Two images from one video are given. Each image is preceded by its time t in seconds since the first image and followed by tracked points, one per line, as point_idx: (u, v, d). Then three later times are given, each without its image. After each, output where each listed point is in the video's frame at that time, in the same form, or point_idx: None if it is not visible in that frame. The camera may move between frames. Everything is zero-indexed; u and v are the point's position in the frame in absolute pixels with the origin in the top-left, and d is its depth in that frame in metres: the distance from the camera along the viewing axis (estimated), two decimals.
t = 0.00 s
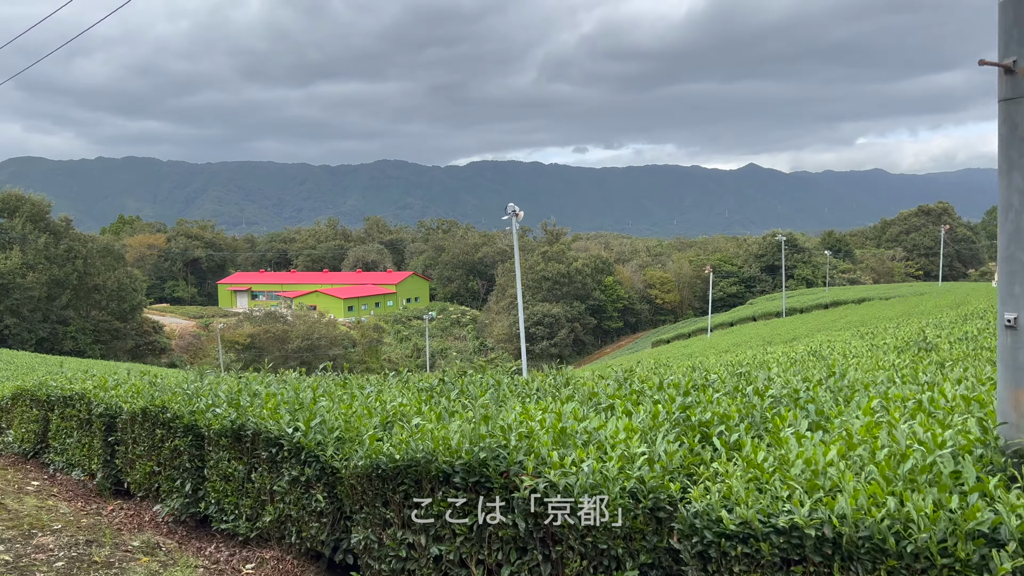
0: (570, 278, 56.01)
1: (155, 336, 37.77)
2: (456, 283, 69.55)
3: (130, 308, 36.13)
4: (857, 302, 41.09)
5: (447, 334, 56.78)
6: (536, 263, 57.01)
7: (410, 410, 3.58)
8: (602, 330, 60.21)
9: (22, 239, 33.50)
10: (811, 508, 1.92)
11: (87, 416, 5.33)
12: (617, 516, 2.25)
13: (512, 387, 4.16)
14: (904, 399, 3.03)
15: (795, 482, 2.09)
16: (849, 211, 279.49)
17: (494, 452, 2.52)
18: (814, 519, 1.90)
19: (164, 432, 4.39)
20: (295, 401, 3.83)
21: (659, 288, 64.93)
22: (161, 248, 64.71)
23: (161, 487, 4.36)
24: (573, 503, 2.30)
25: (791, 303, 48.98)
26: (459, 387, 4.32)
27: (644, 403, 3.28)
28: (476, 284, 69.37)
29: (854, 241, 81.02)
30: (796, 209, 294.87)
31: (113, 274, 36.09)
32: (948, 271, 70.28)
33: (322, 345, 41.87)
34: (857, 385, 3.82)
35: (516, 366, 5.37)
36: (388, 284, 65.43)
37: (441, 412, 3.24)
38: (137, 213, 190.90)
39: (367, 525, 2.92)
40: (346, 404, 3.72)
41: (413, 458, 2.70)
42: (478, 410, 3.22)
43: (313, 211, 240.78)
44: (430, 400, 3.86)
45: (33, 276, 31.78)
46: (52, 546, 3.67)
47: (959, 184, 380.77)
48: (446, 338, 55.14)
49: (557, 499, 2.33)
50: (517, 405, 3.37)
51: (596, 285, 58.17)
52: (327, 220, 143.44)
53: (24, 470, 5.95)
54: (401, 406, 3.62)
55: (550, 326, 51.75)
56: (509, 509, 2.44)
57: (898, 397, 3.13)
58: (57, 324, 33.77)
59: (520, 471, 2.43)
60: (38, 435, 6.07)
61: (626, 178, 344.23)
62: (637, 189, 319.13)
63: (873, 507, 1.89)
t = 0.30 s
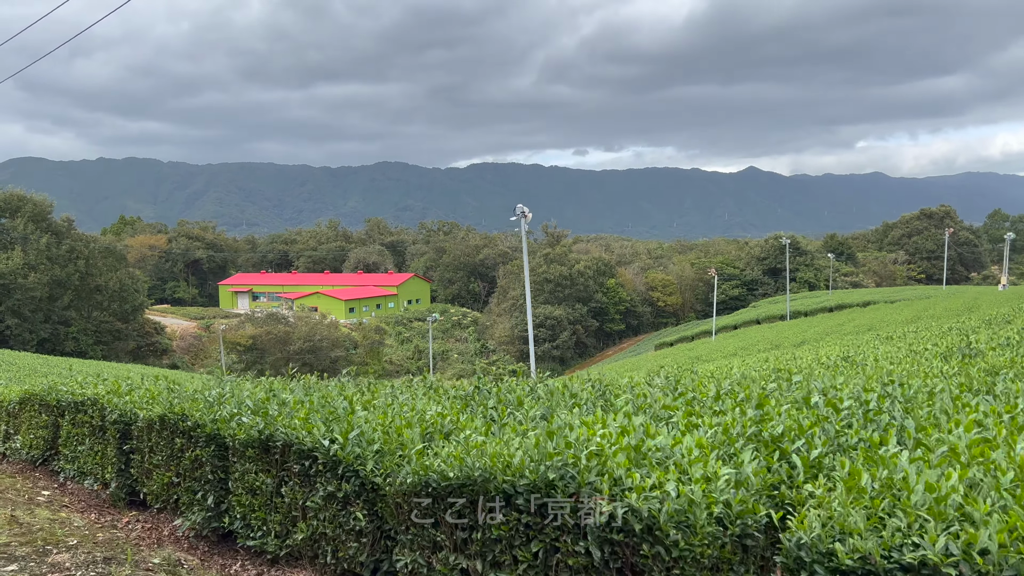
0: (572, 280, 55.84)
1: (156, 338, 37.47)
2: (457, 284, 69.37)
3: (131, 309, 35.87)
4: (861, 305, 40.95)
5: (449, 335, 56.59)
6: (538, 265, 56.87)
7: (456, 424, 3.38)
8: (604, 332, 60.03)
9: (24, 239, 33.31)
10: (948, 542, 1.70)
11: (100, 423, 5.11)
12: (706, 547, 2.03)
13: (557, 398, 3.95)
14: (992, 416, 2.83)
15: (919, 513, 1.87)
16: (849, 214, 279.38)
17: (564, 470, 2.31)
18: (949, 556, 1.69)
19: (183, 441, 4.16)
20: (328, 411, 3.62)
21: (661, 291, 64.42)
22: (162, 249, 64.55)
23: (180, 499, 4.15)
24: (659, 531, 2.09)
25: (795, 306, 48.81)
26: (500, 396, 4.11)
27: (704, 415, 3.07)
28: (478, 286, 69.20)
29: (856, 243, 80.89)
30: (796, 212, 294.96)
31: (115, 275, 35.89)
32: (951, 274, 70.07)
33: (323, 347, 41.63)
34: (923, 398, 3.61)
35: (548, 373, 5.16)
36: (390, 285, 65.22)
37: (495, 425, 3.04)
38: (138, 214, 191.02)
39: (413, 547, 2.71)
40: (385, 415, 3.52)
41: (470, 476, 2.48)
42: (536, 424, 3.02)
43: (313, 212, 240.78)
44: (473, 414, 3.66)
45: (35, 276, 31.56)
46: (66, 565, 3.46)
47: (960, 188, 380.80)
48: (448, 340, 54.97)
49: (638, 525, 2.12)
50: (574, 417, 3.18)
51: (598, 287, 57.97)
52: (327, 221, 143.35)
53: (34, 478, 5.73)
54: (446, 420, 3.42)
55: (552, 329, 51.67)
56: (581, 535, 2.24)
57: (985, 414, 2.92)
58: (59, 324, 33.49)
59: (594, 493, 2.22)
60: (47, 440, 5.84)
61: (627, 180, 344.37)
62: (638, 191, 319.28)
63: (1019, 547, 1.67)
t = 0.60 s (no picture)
0: (575, 282, 55.67)
1: (158, 338, 37.30)
2: (459, 286, 69.19)
3: (134, 310, 35.71)
4: (867, 309, 40.70)
5: (451, 337, 56.41)
6: (541, 267, 56.74)
7: (505, 439, 3.17)
8: (607, 334, 59.75)
9: (26, 239, 33.17)
10: None
11: (117, 430, 4.89)
12: None
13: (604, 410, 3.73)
14: None
15: None
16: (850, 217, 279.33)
17: (651, 492, 2.08)
18: None
19: (208, 451, 3.95)
20: (366, 421, 3.40)
21: (664, 293, 64.32)
22: (164, 249, 64.41)
23: (204, 511, 3.94)
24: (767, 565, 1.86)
25: (800, 309, 48.55)
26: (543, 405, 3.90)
27: (779, 429, 2.85)
28: (480, 287, 69.02)
29: (859, 246, 80.73)
30: (798, 214, 294.75)
31: (118, 275, 35.72)
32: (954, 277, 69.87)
33: (326, 348, 41.37)
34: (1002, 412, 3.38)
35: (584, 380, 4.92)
36: (392, 286, 64.99)
37: (553, 440, 2.83)
38: (139, 214, 190.85)
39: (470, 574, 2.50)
40: (428, 426, 3.31)
41: (540, 497, 2.27)
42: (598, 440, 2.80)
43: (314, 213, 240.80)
44: (520, 426, 3.45)
45: (37, 276, 31.40)
46: None
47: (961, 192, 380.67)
48: (450, 341, 54.82)
49: (743, 558, 1.89)
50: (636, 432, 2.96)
51: (601, 289, 57.70)
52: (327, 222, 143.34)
53: (45, 487, 5.52)
54: (495, 433, 3.20)
55: (555, 330, 51.63)
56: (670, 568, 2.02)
57: None
58: (61, 324, 33.28)
59: (689, 518, 2.00)
60: (59, 446, 5.63)
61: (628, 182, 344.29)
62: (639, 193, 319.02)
63: None
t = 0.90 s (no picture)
0: (581, 284, 55.41)
1: (165, 340, 37.21)
2: (464, 287, 69.01)
3: (140, 311, 35.63)
4: (876, 312, 40.39)
5: (456, 339, 56.21)
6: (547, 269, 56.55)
7: (566, 458, 2.95)
8: (614, 337, 59.48)
9: (32, 239, 33.12)
10: None
11: (139, 440, 4.69)
12: None
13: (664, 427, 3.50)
14: None
15: None
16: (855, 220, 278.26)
17: (766, 531, 1.84)
18: None
19: (240, 466, 3.74)
20: (413, 436, 3.19)
21: (670, 296, 63.90)
22: (170, 250, 64.42)
23: (236, 530, 3.74)
24: None
25: (809, 313, 48.19)
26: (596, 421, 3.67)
27: (876, 450, 2.60)
28: (485, 289, 68.82)
29: (866, 250, 80.27)
30: (803, 217, 293.89)
31: (124, 276, 35.66)
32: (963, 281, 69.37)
33: (332, 350, 41.15)
34: None
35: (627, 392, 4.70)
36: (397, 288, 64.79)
37: (624, 463, 2.61)
38: (145, 215, 191.39)
39: None
40: (482, 442, 3.09)
41: (631, 530, 2.04)
42: (674, 463, 2.57)
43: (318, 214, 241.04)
44: (576, 444, 3.22)
45: (43, 277, 31.30)
46: None
47: (967, 195, 379.13)
48: (455, 344, 54.63)
49: None
50: (712, 454, 2.74)
51: (607, 291, 57.42)
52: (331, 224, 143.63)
53: (62, 498, 5.32)
54: (554, 453, 2.98)
55: (561, 333, 51.66)
56: None
57: None
58: (67, 326, 33.16)
59: (813, 558, 1.76)
60: (77, 456, 5.43)
61: (632, 184, 343.75)
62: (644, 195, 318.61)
63: None
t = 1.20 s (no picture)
0: (588, 286, 55.19)
1: (171, 341, 37.17)
2: (469, 290, 68.87)
3: (147, 312, 35.60)
4: (886, 316, 40.10)
5: (462, 341, 56.05)
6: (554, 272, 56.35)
7: (632, 475, 2.75)
8: (620, 340, 59.23)
9: (41, 240, 33.08)
10: None
11: (163, 446, 4.49)
12: None
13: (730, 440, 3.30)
14: None
15: None
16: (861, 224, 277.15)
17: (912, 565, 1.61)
18: None
19: (274, 476, 3.53)
20: (468, 448, 2.96)
21: (677, 299, 63.50)
22: (176, 252, 64.49)
23: (269, 544, 3.53)
24: None
25: (818, 316, 47.81)
26: (654, 431, 3.46)
27: (989, 470, 2.36)
28: (490, 292, 68.68)
29: (873, 253, 79.85)
30: (808, 220, 293.31)
31: (131, 277, 35.62)
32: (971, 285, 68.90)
33: (338, 352, 40.99)
34: None
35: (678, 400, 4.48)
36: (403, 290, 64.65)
37: (702, 484, 2.39)
38: (151, 218, 192.02)
39: None
40: (543, 454, 2.86)
41: (739, 558, 1.82)
42: (765, 483, 2.35)
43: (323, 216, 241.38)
44: (640, 458, 3.00)
45: (51, 278, 31.23)
46: None
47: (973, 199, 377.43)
48: (461, 346, 54.47)
49: None
50: (801, 472, 2.53)
51: (614, 294, 57.15)
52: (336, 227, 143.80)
53: (80, 506, 5.13)
54: (620, 466, 2.78)
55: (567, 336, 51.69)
56: None
57: None
58: (74, 327, 33.05)
59: None
60: (95, 461, 5.23)
61: (636, 187, 343.46)
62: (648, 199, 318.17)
63: None
